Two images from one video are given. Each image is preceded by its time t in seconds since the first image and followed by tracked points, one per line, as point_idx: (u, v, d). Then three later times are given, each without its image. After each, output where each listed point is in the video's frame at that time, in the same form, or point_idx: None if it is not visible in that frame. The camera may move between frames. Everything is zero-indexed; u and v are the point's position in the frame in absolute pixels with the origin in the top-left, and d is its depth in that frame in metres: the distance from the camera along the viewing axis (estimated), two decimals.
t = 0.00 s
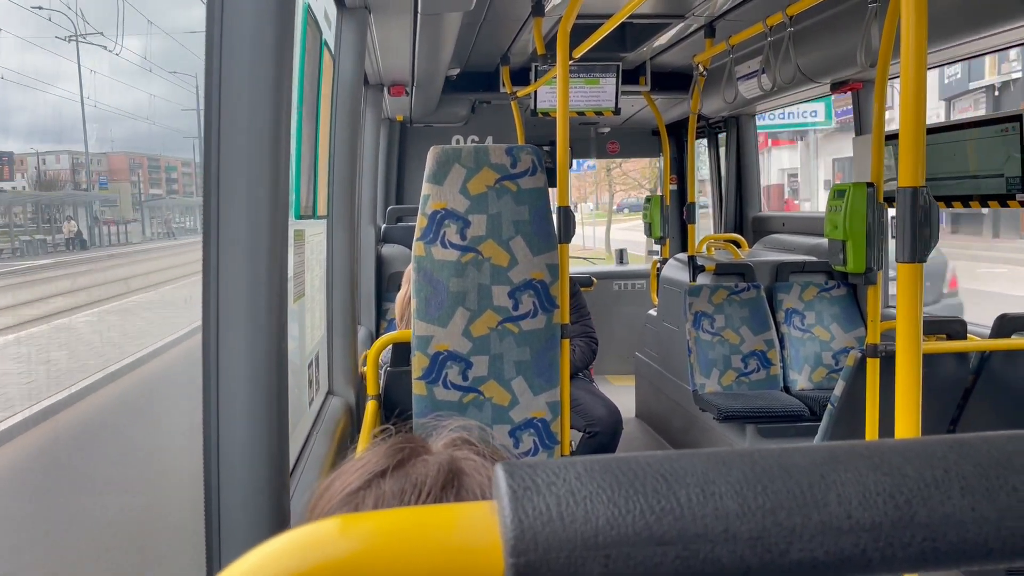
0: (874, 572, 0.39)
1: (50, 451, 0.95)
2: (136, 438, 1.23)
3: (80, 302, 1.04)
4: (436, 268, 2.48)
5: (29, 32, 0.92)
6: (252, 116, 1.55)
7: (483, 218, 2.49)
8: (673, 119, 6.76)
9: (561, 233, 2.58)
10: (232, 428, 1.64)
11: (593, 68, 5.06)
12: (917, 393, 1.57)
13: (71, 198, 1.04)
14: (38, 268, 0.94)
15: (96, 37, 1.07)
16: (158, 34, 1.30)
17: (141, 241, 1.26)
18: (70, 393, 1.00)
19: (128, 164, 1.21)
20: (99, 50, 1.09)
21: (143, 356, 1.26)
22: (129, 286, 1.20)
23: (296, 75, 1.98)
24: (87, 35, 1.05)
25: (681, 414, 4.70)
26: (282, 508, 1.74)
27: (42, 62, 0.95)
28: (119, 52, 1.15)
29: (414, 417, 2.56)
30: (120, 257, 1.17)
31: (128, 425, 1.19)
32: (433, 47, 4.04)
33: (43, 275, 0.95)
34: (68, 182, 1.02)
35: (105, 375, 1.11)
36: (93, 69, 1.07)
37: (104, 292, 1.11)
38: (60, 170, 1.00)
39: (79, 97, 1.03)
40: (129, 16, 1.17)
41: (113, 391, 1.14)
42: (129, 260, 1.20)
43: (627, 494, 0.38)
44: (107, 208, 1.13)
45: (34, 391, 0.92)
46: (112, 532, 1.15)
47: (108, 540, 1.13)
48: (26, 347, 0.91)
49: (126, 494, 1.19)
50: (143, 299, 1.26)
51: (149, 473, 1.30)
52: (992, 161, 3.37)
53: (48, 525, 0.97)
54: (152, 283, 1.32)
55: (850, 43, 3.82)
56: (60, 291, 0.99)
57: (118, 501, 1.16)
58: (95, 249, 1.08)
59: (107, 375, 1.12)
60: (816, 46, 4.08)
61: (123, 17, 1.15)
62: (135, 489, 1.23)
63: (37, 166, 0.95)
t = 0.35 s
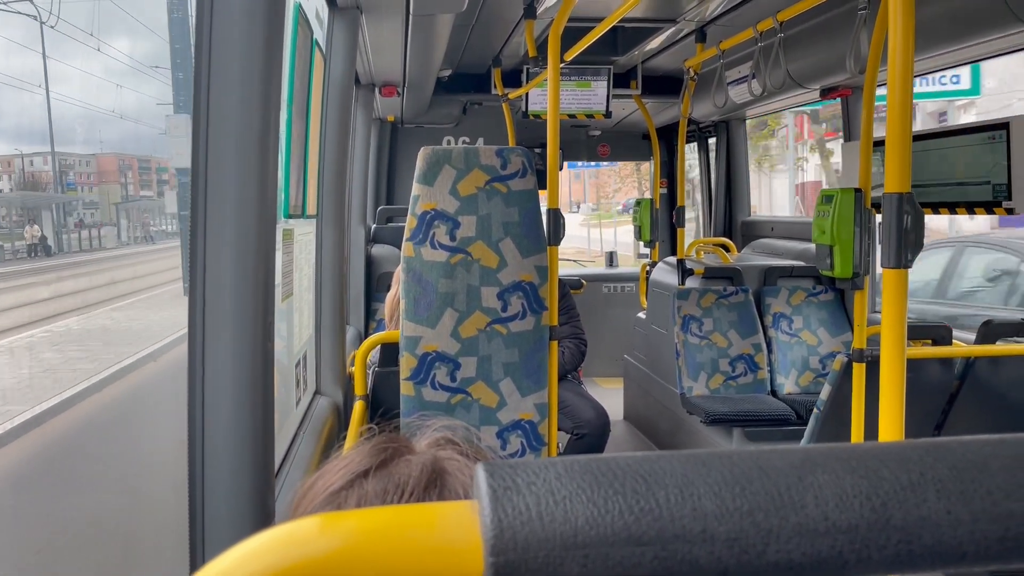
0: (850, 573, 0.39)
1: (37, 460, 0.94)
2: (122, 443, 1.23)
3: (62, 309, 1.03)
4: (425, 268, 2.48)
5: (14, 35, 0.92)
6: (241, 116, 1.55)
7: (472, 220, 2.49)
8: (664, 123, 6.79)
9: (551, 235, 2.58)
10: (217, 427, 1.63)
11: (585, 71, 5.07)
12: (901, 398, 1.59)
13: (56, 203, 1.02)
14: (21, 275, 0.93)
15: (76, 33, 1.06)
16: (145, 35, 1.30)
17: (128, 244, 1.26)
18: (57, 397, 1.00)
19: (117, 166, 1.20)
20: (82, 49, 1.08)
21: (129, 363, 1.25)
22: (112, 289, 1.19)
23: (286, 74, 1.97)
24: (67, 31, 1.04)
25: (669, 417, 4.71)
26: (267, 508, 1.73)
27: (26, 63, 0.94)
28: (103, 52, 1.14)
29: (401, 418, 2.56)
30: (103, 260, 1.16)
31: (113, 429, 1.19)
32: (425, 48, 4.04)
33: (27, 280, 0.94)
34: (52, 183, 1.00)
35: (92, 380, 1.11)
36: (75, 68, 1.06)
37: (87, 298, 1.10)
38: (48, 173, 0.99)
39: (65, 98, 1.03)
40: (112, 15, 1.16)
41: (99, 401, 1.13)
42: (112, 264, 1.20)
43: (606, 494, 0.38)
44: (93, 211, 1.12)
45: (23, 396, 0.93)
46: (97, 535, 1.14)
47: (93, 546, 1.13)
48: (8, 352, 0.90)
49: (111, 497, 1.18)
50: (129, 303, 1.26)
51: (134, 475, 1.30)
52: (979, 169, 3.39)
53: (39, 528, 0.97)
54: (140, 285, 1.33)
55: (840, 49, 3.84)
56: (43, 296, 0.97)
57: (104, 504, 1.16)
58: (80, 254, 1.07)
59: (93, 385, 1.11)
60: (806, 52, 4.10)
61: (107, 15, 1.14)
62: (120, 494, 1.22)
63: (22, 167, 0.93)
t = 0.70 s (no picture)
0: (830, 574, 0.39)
1: (19, 473, 0.93)
2: (116, 446, 1.23)
3: (49, 317, 1.02)
4: (415, 270, 2.48)
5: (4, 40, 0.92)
6: (230, 118, 1.54)
7: (462, 221, 2.49)
8: (654, 126, 6.81)
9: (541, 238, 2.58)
10: (204, 428, 1.62)
11: (575, 73, 5.08)
12: (887, 401, 1.60)
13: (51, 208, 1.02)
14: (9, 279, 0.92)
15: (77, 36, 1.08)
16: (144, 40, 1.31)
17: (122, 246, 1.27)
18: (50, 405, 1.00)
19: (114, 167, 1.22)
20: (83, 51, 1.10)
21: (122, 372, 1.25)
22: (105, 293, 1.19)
23: (276, 74, 1.97)
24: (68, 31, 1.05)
25: (658, 419, 4.72)
26: (254, 509, 1.73)
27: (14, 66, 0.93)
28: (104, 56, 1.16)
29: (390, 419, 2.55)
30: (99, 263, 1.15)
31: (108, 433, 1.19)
32: (416, 49, 4.05)
33: (15, 286, 0.93)
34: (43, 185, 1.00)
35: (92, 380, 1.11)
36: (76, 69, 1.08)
37: (76, 304, 1.09)
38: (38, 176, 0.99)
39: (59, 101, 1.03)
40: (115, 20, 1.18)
41: (95, 409, 1.13)
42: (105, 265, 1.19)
43: (589, 495, 0.38)
44: (86, 215, 1.13)
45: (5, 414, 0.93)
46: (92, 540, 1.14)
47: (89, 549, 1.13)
48: None
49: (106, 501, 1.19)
50: (126, 308, 1.26)
51: (127, 476, 1.30)
52: (967, 173, 3.43)
53: (28, 530, 0.96)
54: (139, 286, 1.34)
55: (829, 55, 3.87)
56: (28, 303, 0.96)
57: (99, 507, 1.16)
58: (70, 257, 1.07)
59: (86, 392, 1.10)
60: (795, 57, 4.13)
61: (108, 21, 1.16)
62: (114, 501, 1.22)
63: (13, 169, 0.93)
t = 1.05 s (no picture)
0: (822, 572, 0.39)
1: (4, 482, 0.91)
2: (109, 444, 1.25)
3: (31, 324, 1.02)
4: (409, 270, 2.48)
5: None
6: (222, 117, 1.54)
7: (456, 221, 2.49)
8: (648, 126, 6.82)
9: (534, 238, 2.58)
10: (197, 428, 1.62)
11: (569, 74, 5.09)
12: (879, 400, 1.60)
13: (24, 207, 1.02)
14: None
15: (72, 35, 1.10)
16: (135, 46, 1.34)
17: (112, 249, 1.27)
18: (41, 403, 1.02)
19: (110, 168, 1.25)
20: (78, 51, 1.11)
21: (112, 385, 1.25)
22: (92, 299, 1.18)
23: (269, 74, 1.96)
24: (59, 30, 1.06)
25: (652, 419, 4.72)
26: (247, 509, 1.72)
27: None
28: (99, 60, 1.19)
29: (384, 420, 2.55)
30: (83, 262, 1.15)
31: (100, 434, 1.20)
32: (409, 49, 4.04)
33: None
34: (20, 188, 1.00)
35: (76, 369, 1.11)
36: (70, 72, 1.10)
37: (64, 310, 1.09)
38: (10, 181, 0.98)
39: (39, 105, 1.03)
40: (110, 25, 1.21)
41: (83, 425, 1.13)
42: (92, 267, 1.19)
43: (582, 493, 0.38)
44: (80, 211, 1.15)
45: None
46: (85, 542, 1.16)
47: (82, 550, 1.14)
48: None
49: (97, 509, 1.19)
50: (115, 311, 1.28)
51: (121, 474, 1.32)
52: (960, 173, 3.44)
53: (18, 529, 0.95)
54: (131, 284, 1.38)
55: (822, 55, 3.88)
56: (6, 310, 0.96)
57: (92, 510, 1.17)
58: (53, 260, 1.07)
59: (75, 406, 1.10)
60: (788, 58, 4.15)
61: (104, 26, 1.19)
62: (106, 502, 1.23)
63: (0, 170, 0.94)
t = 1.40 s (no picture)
0: (824, 574, 0.39)
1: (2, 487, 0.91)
2: (107, 446, 1.24)
3: (36, 330, 1.03)
4: (406, 271, 2.47)
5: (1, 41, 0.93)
6: (218, 118, 1.53)
7: (453, 222, 2.49)
8: (644, 127, 6.84)
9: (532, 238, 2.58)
10: (195, 430, 1.62)
11: (566, 74, 5.09)
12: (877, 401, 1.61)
13: (42, 208, 1.04)
14: None
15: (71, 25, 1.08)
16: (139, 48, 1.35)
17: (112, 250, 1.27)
18: (37, 406, 1.02)
19: (110, 168, 1.25)
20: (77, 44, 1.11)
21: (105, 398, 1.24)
22: (92, 304, 1.19)
23: (265, 76, 1.96)
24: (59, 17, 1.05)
25: (649, 419, 4.72)
26: (245, 511, 1.71)
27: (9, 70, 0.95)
28: (100, 59, 1.19)
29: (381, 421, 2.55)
30: (84, 267, 1.16)
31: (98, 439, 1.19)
32: (406, 51, 4.05)
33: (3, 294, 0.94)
34: (38, 188, 1.01)
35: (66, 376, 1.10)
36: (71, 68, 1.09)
37: (61, 318, 1.09)
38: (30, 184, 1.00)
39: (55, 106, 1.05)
40: (113, 25, 1.21)
41: (80, 441, 1.13)
42: (91, 271, 1.18)
43: (583, 496, 0.38)
44: (84, 214, 1.16)
45: None
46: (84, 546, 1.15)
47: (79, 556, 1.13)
48: None
49: (96, 511, 1.19)
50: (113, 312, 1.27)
51: (120, 475, 1.32)
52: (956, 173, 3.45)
53: (17, 535, 0.95)
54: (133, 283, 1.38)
55: (818, 55, 3.89)
56: (15, 314, 0.97)
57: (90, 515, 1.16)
58: (59, 262, 1.08)
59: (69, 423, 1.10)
60: (784, 58, 4.16)
61: (105, 24, 1.19)
62: (104, 506, 1.23)
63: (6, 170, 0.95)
